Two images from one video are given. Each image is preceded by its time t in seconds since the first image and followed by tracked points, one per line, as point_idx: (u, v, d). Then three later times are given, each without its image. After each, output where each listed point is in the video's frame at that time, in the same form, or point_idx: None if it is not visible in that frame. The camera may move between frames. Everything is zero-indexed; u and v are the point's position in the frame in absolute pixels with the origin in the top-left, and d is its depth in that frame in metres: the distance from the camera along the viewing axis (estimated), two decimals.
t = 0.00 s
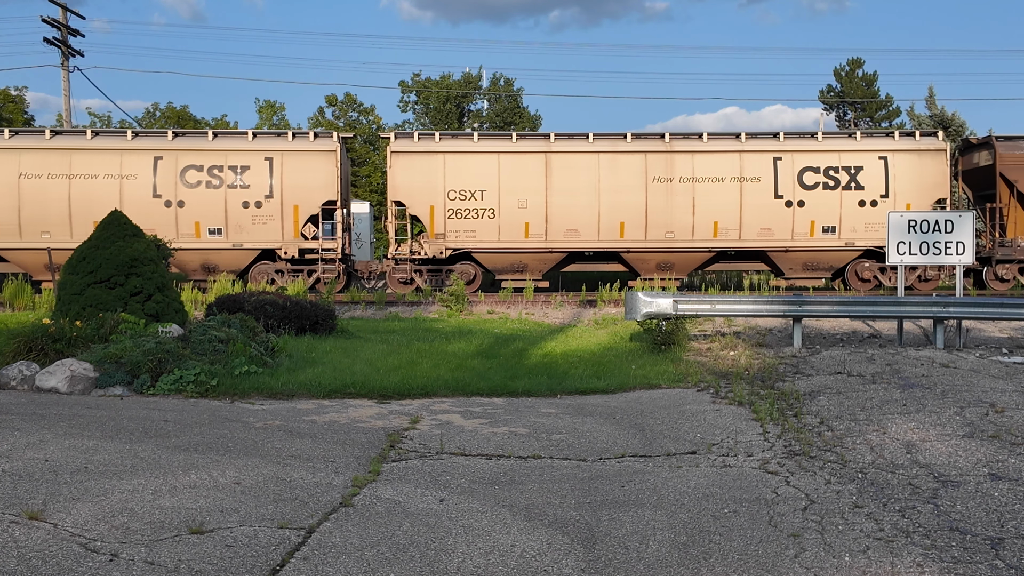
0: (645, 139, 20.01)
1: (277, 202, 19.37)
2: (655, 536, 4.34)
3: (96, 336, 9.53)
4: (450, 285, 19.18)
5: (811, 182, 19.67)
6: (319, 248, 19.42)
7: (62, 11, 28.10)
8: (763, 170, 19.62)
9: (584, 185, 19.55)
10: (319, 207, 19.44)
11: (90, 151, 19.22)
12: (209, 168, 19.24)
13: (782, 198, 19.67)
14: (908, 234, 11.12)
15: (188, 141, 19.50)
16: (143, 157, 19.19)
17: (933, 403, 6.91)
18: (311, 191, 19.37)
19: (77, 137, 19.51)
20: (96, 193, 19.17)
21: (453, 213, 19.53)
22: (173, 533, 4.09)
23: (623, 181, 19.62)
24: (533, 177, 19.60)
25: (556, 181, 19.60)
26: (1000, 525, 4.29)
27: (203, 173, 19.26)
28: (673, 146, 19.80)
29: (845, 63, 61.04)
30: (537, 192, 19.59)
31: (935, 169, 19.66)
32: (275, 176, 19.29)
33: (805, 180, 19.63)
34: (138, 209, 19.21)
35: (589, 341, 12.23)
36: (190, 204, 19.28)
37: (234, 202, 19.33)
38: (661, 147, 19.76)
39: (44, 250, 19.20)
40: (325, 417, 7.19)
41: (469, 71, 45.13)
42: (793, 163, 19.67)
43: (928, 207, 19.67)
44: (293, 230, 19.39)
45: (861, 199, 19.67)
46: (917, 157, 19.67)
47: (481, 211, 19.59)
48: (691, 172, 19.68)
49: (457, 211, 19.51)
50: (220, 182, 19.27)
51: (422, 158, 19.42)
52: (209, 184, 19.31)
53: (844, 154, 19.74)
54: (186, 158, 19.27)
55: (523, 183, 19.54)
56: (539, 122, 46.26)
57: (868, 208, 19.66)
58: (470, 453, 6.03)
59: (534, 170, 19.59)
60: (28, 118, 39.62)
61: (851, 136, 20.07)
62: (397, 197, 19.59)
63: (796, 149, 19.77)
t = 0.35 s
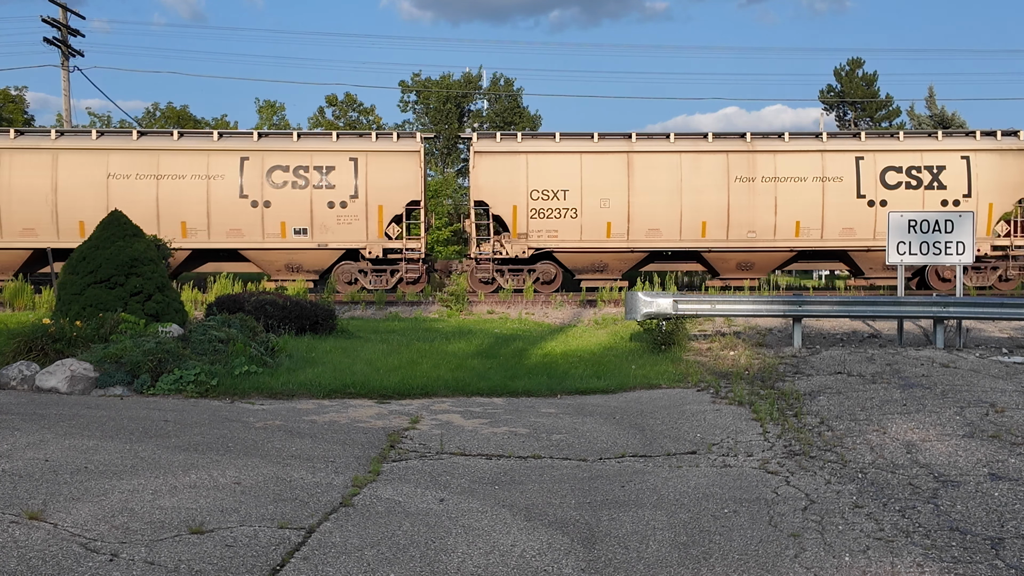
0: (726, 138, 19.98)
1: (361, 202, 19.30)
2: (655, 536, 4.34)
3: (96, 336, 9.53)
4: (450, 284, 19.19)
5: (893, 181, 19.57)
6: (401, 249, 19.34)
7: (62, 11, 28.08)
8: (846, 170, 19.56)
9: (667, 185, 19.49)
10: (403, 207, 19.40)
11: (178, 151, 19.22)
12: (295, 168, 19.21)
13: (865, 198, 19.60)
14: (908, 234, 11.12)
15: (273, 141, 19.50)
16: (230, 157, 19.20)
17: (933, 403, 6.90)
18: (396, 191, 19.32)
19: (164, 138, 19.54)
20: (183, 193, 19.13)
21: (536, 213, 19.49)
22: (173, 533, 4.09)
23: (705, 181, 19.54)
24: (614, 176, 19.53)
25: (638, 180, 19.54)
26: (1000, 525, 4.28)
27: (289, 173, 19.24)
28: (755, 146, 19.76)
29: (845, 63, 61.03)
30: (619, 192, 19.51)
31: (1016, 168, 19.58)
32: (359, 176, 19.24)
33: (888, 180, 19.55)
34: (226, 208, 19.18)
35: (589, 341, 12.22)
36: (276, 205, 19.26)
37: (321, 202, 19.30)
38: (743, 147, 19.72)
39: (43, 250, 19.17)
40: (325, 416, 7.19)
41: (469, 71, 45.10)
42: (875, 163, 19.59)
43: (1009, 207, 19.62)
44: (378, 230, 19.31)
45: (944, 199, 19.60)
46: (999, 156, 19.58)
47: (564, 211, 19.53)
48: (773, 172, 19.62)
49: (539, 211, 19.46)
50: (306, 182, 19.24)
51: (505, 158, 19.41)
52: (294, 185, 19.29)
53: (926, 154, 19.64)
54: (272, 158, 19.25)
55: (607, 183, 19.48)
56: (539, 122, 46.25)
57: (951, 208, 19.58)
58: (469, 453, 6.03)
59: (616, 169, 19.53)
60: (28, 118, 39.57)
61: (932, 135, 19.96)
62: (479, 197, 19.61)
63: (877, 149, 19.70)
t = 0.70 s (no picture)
0: (799, 138, 20.00)
1: (437, 202, 19.31)
2: (655, 536, 4.34)
3: (96, 336, 9.53)
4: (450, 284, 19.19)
5: (968, 181, 19.56)
6: (478, 249, 19.31)
7: (62, 11, 28.06)
8: (921, 169, 19.56)
9: (743, 184, 19.49)
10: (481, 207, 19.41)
11: (255, 153, 19.27)
12: (372, 168, 19.23)
13: (940, 198, 19.60)
14: (908, 234, 11.12)
15: (350, 142, 19.54)
16: (309, 157, 19.25)
17: (933, 403, 6.90)
18: (474, 192, 19.33)
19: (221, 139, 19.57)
20: (262, 193, 19.14)
21: (610, 212, 19.47)
22: (173, 533, 4.09)
23: (780, 181, 19.56)
24: (690, 176, 19.52)
25: (714, 180, 19.53)
26: (1000, 525, 4.28)
27: (366, 174, 19.24)
28: (830, 146, 19.79)
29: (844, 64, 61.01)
30: (694, 192, 19.50)
31: None
32: (437, 177, 19.25)
33: (963, 179, 19.54)
34: (304, 209, 19.19)
35: (589, 341, 12.22)
36: (353, 205, 19.26)
37: (397, 202, 19.28)
38: (818, 147, 19.74)
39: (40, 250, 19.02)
40: (325, 416, 7.19)
41: (470, 71, 45.13)
42: (949, 163, 19.59)
43: None
44: (453, 230, 19.30)
45: (1018, 199, 19.57)
46: None
47: (639, 211, 19.50)
48: (848, 172, 19.64)
49: (614, 211, 19.44)
50: (384, 183, 19.26)
51: (580, 158, 19.44)
52: (371, 186, 19.29)
53: (1001, 153, 19.62)
54: (350, 159, 19.29)
55: (682, 183, 19.47)
56: (540, 122, 46.26)
57: None
58: (469, 453, 6.03)
59: (690, 169, 19.54)
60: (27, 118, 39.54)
61: (1006, 136, 19.98)
62: (555, 197, 19.58)
63: (952, 149, 19.69)
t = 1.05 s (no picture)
0: (880, 138, 19.98)
1: (519, 202, 19.48)
2: (655, 536, 4.34)
3: (97, 336, 9.53)
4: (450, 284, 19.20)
5: None
6: (560, 249, 19.44)
7: (62, 12, 28.05)
8: (1003, 169, 19.53)
9: (825, 184, 19.53)
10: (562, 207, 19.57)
11: (339, 153, 19.52)
12: (455, 168, 19.43)
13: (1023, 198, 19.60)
14: (908, 234, 11.12)
15: (432, 142, 19.74)
16: (392, 158, 19.45)
17: (933, 403, 6.90)
18: (555, 191, 19.47)
19: (287, 140, 19.80)
20: (346, 193, 19.41)
21: (692, 212, 19.53)
22: (173, 533, 4.09)
23: (863, 180, 19.58)
24: (772, 176, 19.55)
25: (795, 180, 19.57)
26: (1000, 525, 4.29)
27: (449, 174, 19.43)
28: (912, 145, 19.76)
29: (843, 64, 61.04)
30: (776, 192, 19.55)
31: None
32: (519, 176, 19.40)
33: None
34: (389, 209, 19.42)
35: (589, 341, 12.22)
36: (437, 205, 19.46)
37: (480, 202, 19.46)
38: (901, 146, 19.72)
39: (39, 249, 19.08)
40: (325, 417, 7.19)
41: (470, 71, 45.16)
42: None
43: None
44: (536, 230, 19.48)
45: None
46: None
47: (720, 211, 19.56)
48: (931, 171, 19.62)
49: (696, 211, 19.51)
50: (466, 183, 19.43)
51: (664, 158, 19.47)
52: (454, 186, 19.47)
53: None
54: (433, 159, 19.49)
55: (764, 182, 19.52)
56: (540, 122, 46.27)
57: None
58: (469, 453, 6.03)
59: (772, 168, 19.57)
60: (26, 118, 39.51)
61: None
62: (637, 197, 19.62)
63: None
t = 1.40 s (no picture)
0: (954, 138, 20.09)
1: (594, 202, 19.56)
2: (655, 536, 4.34)
3: (97, 336, 9.53)
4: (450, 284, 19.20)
5: None
6: (636, 248, 19.58)
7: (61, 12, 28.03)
8: None
9: (900, 183, 19.66)
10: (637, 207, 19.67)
11: (415, 153, 19.63)
12: (530, 168, 19.53)
13: None
14: (908, 234, 11.12)
15: (508, 142, 19.82)
16: (467, 157, 19.56)
17: (933, 403, 6.91)
18: (630, 190, 19.57)
19: (362, 139, 19.95)
20: (421, 194, 19.51)
21: (767, 212, 19.64)
22: (173, 533, 4.09)
23: (938, 180, 19.71)
24: (847, 176, 19.67)
25: (870, 179, 19.69)
26: (1000, 525, 4.29)
27: (524, 173, 19.54)
28: (986, 145, 19.89)
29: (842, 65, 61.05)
30: (851, 191, 19.67)
31: None
32: (594, 176, 19.49)
33: None
34: (465, 209, 19.54)
35: (589, 341, 12.23)
36: (512, 205, 19.58)
37: (554, 202, 19.57)
38: (975, 146, 19.85)
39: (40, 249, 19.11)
40: (325, 417, 7.19)
41: (469, 71, 45.19)
42: None
43: None
44: (610, 229, 19.57)
45: None
46: None
47: (796, 210, 19.67)
48: (1005, 171, 19.75)
49: (771, 211, 19.61)
50: (541, 183, 19.53)
51: (738, 158, 19.60)
52: (529, 185, 19.57)
53: None
54: (508, 159, 19.59)
55: (840, 182, 19.63)
56: (540, 122, 46.29)
57: None
58: (469, 453, 6.04)
59: (846, 168, 19.69)
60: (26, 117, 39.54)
61: None
62: (711, 196, 19.72)
63: None
